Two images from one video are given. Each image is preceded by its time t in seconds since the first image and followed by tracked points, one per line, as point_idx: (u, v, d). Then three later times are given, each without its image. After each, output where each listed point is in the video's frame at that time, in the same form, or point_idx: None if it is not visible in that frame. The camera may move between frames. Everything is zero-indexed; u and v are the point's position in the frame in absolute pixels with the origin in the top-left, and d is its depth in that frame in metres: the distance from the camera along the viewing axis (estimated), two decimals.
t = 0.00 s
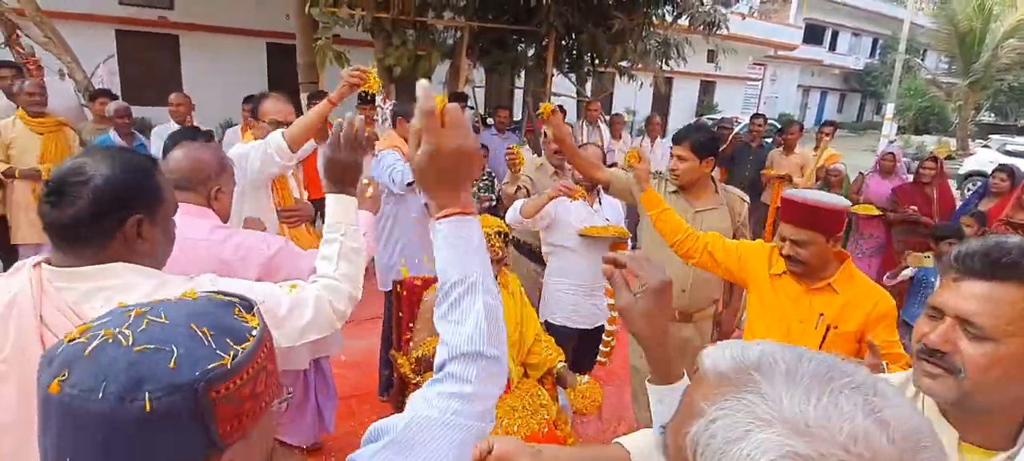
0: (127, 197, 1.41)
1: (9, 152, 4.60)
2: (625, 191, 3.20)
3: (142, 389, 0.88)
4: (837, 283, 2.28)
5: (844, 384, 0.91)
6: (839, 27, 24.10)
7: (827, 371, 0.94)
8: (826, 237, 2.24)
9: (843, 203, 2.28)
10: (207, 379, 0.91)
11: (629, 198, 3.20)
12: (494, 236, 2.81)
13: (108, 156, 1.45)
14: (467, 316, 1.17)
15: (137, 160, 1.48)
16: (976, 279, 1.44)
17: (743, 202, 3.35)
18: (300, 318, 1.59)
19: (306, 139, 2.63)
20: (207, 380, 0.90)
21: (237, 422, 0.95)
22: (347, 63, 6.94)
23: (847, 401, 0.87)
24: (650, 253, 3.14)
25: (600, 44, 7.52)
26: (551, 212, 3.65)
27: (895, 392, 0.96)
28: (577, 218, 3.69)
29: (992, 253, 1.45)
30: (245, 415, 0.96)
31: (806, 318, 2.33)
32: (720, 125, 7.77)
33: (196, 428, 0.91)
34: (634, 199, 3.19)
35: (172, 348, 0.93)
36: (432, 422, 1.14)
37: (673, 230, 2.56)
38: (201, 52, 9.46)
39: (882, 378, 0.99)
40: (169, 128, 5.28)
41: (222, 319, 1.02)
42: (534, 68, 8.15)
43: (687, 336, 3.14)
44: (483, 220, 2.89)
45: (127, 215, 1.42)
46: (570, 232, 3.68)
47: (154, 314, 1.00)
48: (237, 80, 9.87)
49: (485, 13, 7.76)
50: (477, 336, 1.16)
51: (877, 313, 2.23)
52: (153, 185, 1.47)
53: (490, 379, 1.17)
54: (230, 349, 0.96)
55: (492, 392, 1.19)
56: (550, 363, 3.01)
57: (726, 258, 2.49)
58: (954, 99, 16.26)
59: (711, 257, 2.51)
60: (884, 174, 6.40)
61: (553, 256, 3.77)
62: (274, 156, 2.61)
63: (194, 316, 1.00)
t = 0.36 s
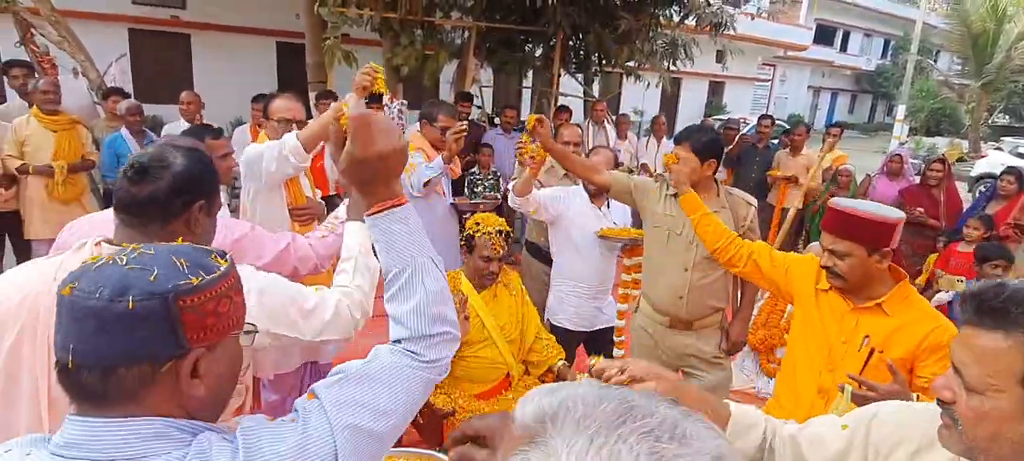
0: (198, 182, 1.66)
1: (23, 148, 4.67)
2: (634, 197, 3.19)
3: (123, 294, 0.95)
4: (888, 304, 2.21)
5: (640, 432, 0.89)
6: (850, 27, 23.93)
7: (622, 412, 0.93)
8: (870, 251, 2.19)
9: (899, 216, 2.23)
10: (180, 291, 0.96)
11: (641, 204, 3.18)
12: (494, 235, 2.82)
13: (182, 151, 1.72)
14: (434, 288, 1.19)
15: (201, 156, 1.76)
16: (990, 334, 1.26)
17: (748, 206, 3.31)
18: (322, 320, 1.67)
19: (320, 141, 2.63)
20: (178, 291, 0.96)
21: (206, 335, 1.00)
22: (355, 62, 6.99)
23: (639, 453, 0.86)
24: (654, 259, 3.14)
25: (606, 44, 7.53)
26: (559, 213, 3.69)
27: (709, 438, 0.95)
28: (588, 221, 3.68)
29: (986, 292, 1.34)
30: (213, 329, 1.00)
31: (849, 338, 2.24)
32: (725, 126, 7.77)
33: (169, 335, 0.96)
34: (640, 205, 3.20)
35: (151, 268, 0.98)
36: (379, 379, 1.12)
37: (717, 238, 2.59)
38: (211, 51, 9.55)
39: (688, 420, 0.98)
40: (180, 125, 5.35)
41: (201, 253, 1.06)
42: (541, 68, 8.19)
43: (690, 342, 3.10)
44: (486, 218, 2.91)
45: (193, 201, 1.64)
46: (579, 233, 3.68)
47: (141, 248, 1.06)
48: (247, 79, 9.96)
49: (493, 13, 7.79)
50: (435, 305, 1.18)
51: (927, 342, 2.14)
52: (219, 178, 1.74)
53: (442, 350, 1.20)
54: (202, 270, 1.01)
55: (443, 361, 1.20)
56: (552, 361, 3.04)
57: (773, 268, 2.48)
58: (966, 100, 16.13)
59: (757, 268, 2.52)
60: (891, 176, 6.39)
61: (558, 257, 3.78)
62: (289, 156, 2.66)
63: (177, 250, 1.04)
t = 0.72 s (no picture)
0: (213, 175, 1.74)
1: (26, 146, 4.71)
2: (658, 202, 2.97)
3: (16, 276, 1.02)
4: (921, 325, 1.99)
5: (441, 403, 0.91)
6: (852, 27, 23.88)
7: (433, 388, 0.95)
8: (893, 265, 2.01)
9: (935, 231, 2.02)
10: (71, 269, 1.04)
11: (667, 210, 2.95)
12: (494, 235, 2.83)
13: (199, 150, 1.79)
14: (350, 259, 1.32)
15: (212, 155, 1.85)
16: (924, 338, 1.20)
17: (776, 214, 3.01)
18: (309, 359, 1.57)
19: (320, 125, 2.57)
20: (69, 269, 1.04)
21: (104, 305, 1.10)
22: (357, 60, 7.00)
23: (430, 420, 0.87)
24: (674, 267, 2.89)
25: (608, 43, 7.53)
26: (579, 218, 3.43)
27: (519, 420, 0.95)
28: (610, 227, 3.40)
29: (929, 295, 1.29)
30: (107, 299, 1.10)
31: (876, 360, 2.06)
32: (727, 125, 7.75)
33: (68, 308, 1.05)
34: (663, 211, 2.99)
35: (39, 251, 1.05)
36: (274, 352, 1.22)
37: (745, 236, 2.28)
38: (213, 49, 9.57)
39: (507, 405, 0.99)
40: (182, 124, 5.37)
41: (85, 231, 1.13)
42: (543, 66, 8.18)
43: (709, 356, 2.85)
44: (484, 217, 2.91)
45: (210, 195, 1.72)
46: (602, 240, 3.41)
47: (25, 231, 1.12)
48: (249, 77, 9.98)
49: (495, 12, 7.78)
50: (347, 275, 1.30)
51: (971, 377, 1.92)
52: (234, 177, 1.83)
53: (344, 325, 1.28)
54: (91, 247, 1.09)
55: (343, 338, 1.28)
56: (551, 359, 3.05)
57: (805, 276, 2.23)
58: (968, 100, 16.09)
59: (789, 273, 2.25)
60: (892, 176, 6.38)
61: (578, 263, 3.55)
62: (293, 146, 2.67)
63: (62, 231, 1.11)
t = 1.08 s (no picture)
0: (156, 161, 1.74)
1: (30, 144, 4.71)
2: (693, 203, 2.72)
3: None
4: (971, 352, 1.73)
5: (292, 346, 0.94)
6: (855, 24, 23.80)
7: (301, 338, 0.97)
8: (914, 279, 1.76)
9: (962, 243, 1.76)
10: (10, 252, 1.07)
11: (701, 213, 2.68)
12: (501, 232, 2.82)
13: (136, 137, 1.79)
14: (292, 241, 1.42)
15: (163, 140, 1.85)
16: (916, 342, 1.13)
17: (819, 217, 2.77)
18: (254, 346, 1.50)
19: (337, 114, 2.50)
20: (8, 251, 1.07)
21: (44, 282, 1.14)
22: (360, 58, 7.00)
23: (276, 366, 0.90)
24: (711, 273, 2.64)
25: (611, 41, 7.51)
26: (618, 219, 3.23)
27: (382, 371, 0.97)
28: (652, 230, 3.18)
29: (919, 293, 1.23)
30: (47, 278, 1.14)
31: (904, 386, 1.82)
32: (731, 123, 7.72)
33: (10, 288, 1.09)
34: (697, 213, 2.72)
35: None
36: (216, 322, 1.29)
37: (753, 255, 2.05)
38: (215, 47, 9.55)
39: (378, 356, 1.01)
40: (184, 122, 5.37)
41: (24, 208, 1.16)
42: (545, 64, 8.16)
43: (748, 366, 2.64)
44: (492, 215, 2.90)
45: (148, 181, 1.73)
46: (642, 241, 3.20)
47: None
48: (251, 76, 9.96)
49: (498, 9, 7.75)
50: (291, 254, 1.42)
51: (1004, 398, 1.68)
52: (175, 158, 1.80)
53: (291, 303, 1.41)
54: (30, 229, 1.12)
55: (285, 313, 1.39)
56: (558, 358, 3.04)
57: (816, 294, 2.01)
58: (971, 97, 16.00)
59: (800, 294, 2.02)
60: (897, 173, 6.33)
61: (619, 265, 3.34)
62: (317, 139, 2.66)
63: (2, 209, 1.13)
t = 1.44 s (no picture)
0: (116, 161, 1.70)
1: (31, 144, 4.69)
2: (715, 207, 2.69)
3: None
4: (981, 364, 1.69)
5: (55, 326, 0.86)
6: (854, 17, 23.74)
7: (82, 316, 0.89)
8: (932, 285, 1.69)
9: (988, 245, 1.69)
10: (19, 240, 1.11)
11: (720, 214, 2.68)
12: (509, 231, 2.80)
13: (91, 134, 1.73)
14: (268, 238, 1.36)
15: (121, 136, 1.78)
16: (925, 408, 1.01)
17: (844, 222, 2.76)
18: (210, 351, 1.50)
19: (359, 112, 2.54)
20: (20, 242, 1.11)
21: (55, 269, 1.18)
22: (360, 56, 6.96)
23: (24, 344, 0.82)
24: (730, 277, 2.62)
25: (612, 36, 7.46)
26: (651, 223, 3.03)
27: (148, 362, 0.84)
28: (685, 235, 2.99)
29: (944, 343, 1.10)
30: (56, 264, 1.18)
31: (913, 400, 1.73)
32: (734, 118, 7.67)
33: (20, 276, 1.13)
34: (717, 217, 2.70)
35: None
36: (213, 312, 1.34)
37: (771, 265, 2.03)
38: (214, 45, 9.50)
39: (158, 344, 0.88)
40: (184, 121, 5.34)
41: (32, 200, 1.20)
42: (545, 60, 8.11)
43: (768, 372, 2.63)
44: (500, 214, 2.87)
45: (101, 181, 1.68)
46: (669, 245, 3.02)
47: None
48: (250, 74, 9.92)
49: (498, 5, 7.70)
50: (269, 253, 1.36)
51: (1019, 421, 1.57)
52: (127, 148, 1.73)
53: (280, 294, 1.37)
54: (39, 219, 1.16)
55: (281, 303, 1.38)
56: (566, 357, 3.02)
57: (834, 304, 2.00)
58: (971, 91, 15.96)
59: (814, 303, 2.02)
60: (901, 169, 6.29)
61: (647, 268, 3.12)
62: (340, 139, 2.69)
63: (12, 202, 1.17)
